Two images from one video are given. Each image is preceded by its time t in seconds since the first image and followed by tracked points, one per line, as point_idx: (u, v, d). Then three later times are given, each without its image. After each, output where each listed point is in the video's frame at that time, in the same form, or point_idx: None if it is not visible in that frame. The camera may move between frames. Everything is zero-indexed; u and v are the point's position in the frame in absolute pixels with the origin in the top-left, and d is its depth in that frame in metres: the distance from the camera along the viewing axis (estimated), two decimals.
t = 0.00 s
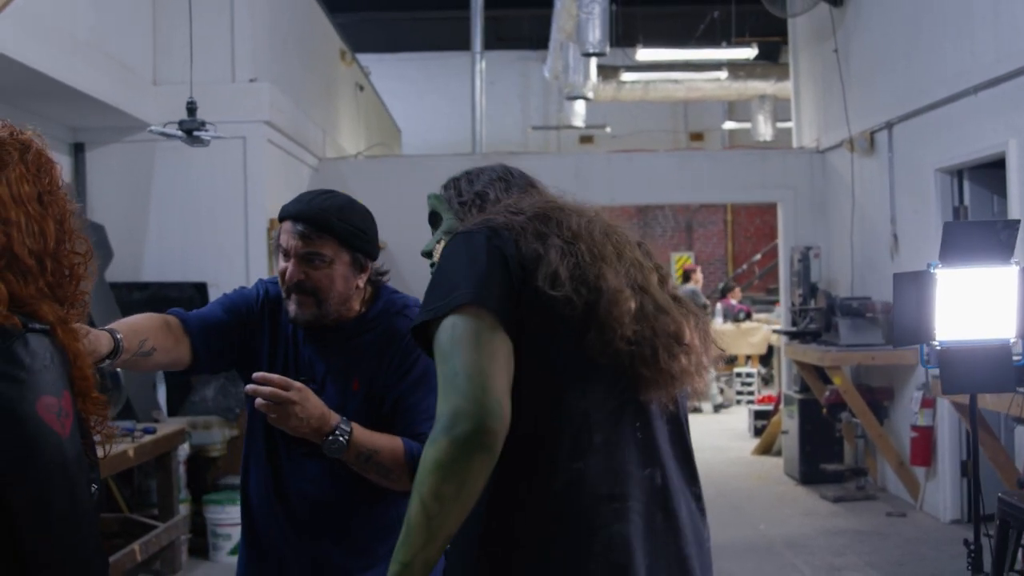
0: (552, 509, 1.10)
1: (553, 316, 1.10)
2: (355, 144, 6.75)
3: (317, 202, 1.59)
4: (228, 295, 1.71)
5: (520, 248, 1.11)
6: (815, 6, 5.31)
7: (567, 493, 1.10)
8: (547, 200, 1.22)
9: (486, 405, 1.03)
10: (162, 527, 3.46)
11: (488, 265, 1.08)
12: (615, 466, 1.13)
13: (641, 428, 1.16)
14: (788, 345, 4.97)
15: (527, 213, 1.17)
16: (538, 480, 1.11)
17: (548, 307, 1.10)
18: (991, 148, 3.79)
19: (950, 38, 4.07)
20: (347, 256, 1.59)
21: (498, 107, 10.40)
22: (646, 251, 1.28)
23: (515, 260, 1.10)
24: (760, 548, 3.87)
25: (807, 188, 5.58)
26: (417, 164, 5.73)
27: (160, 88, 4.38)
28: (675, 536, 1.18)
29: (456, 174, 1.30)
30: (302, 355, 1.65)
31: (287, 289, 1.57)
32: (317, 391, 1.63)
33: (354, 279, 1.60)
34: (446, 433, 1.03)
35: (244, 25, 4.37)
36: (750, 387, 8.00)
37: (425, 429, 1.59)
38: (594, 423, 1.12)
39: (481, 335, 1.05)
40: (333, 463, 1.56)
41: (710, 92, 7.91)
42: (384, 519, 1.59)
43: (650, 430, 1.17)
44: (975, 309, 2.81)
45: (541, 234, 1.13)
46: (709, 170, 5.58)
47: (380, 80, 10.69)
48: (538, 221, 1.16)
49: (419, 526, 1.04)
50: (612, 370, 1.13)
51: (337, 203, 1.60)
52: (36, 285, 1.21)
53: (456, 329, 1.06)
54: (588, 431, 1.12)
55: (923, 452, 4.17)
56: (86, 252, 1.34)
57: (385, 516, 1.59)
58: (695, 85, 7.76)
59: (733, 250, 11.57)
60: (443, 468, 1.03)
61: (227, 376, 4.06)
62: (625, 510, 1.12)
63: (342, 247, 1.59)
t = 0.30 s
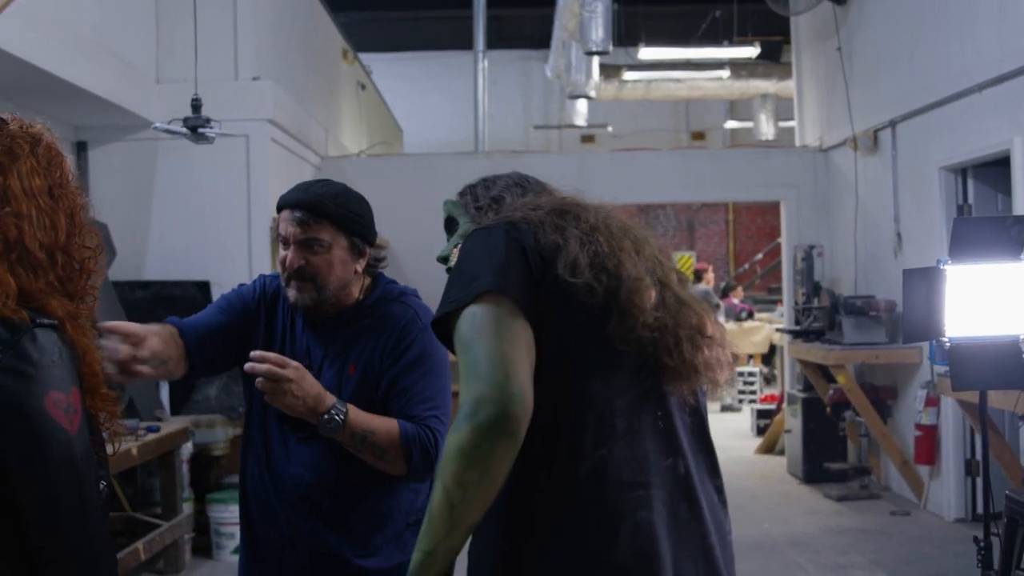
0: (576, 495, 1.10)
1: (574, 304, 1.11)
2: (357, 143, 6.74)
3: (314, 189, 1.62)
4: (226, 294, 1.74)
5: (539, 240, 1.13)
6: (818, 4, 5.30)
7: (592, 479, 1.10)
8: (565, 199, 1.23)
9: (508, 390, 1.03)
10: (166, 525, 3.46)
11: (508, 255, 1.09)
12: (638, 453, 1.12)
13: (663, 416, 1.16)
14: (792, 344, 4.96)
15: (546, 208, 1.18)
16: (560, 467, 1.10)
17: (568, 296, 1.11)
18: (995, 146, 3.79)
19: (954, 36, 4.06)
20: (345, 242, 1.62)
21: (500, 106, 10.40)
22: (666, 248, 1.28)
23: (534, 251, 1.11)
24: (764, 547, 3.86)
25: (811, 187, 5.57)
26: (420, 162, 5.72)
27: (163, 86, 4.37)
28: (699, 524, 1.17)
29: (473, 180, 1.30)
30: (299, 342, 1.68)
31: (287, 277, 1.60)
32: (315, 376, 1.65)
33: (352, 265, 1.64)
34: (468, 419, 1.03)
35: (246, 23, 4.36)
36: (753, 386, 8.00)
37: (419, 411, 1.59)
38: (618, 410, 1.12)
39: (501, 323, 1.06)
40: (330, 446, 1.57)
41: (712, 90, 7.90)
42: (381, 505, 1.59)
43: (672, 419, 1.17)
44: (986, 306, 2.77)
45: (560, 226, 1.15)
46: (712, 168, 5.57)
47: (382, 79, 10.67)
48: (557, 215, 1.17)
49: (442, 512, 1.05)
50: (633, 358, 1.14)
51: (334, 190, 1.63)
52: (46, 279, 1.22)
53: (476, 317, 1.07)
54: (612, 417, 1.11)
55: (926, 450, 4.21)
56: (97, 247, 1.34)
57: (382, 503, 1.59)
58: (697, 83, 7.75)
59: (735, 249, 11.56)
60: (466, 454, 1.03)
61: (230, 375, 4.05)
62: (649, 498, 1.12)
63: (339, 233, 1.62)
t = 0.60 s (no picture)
0: (595, 493, 1.11)
1: (599, 299, 1.10)
2: (359, 143, 6.74)
3: (295, 189, 1.75)
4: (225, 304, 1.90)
5: (566, 233, 1.11)
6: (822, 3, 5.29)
7: (612, 478, 1.11)
8: (591, 188, 1.22)
9: (531, 386, 1.03)
10: (171, 525, 3.46)
11: (533, 248, 1.09)
12: (658, 451, 1.13)
13: (684, 416, 1.17)
14: (796, 343, 4.96)
15: (572, 199, 1.17)
16: (580, 463, 1.11)
17: (593, 291, 1.10)
18: (1000, 146, 3.79)
19: (959, 34, 4.05)
20: (326, 236, 1.74)
21: (502, 106, 10.39)
22: (689, 241, 1.28)
23: (560, 244, 1.10)
24: (768, 547, 3.86)
25: (814, 187, 5.56)
26: (422, 162, 5.71)
27: (167, 85, 4.36)
28: (717, 522, 1.18)
29: (502, 160, 1.28)
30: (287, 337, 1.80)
31: (275, 274, 1.72)
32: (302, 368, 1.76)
33: (334, 257, 1.76)
34: (490, 415, 1.03)
35: (251, 22, 4.35)
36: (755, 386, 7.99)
37: (397, 399, 1.68)
38: (639, 408, 1.12)
39: (525, 316, 1.06)
40: (309, 435, 1.67)
41: (715, 90, 7.90)
42: (364, 494, 1.67)
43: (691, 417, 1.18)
44: (996, 305, 2.78)
45: (586, 220, 1.14)
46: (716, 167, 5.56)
47: (385, 78, 10.67)
48: (583, 207, 1.16)
49: (465, 507, 1.05)
50: (656, 356, 1.14)
51: (313, 189, 1.76)
52: (61, 278, 1.22)
53: (500, 311, 1.06)
54: (633, 416, 1.12)
55: (932, 450, 4.21)
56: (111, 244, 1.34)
57: (364, 492, 1.67)
58: (699, 83, 7.75)
59: (736, 249, 11.55)
60: (488, 450, 1.03)
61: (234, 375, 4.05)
62: (667, 497, 1.13)
63: (320, 227, 1.74)
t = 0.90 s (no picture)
0: (623, 505, 1.12)
1: (640, 310, 1.10)
2: (362, 142, 6.73)
3: (280, 188, 1.75)
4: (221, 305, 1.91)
5: (609, 239, 1.11)
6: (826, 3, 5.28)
7: (642, 491, 1.12)
8: (625, 180, 1.21)
9: (572, 400, 1.03)
10: (176, 525, 3.46)
11: (576, 253, 1.08)
12: (685, 467, 1.14)
13: (710, 430, 1.19)
14: (800, 343, 4.95)
15: (611, 195, 1.16)
16: (612, 472, 1.12)
17: (634, 301, 1.10)
18: (1005, 146, 3.79)
19: (965, 33, 4.05)
20: (313, 232, 1.74)
21: (504, 106, 10.39)
22: (719, 247, 1.29)
23: (603, 249, 1.10)
24: (774, 546, 3.85)
25: (818, 186, 5.55)
26: (426, 162, 5.71)
27: (171, 85, 4.36)
28: (733, 536, 1.21)
29: (532, 125, 1.27)
30: (280, 335, 1.81)
31: (266, 275, 1.73)
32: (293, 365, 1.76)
33: (323, 253, 1.76)
34: (529, 427, 1.02)
35: (255, 21, 4.37)
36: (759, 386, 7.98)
37: (386, 392, 1.67)
38: (670, 422, 1.13)
39: (566, 326, 1.05)
40: (299, 429, 1.68)
41: (717, 90, 7.89)
42: (357, 488, 1.67)
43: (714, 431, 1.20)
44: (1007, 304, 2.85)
45: (630, 226, 1.13)
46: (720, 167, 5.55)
47: (386, 78, 10.66)
48: (622, 207, 1.15)
49: (494, 517, 1.04)
50: (690, 370, 1.15)
51: (298, 188, 1.76)
52: (74, 274, 1.21)
53: (541, 317, 1.05)
54: (665, 430, 1.13)
55: (937, 450, 4.20)
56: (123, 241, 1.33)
57: (357, 485, 1.67)
58: (702, 83, 7.74)
59: (739, 249, 11.53)
60: (522, 461, 1.03)
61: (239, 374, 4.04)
62: (691, 513, 1.14)
63: (307, 223, 1.74)
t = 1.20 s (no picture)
0: (645, 519, 1.12)
1: (668, 326, 1.10)
2: (366, 142, 6.73)
3: (284, 186, 1.74)
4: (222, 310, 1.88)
5: (640, 252, 1.09)
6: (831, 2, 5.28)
7: (663, 506, 1.12)
8: (651, 177, 1.20)
9: (605, 421, 1.02)
10: (183, 524, 3.46)
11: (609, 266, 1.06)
12: (706, 483, 1.15)
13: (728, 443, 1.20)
14: (805, 342, 4.95)
15: (640, 198, 1.15)
16: (631, 487, 1.12)
17: (664, 316, 1.09)
18: (1011, 146, 3.78)
19: (971, 32, 4.04)
20: (316, 230, 1.73)
21: (507, 105, 10.38)
22: (742, 251, 1.28)
23: (635, 261, 1.08)
24: (781, 546, 3.85)
25: (823, 186, 5.55)
26: (430, 161, 5.70)
27: (177, 84, 4.36)
28: (746, 548, 1.23)
29: (555, 99, 1.26)
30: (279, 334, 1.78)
31: (266, 273, 1.71)
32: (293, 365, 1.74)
33: (325, 252, 1.75)
34: (564, 448, 1.02)
35: (261, 21, 4.37)
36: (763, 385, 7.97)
37: (390, 391, 1.66)
38: (694, 438, 1.13)
39: (601, 344, 1.04)
40: (305, 428, 1.65)
41: (721, 90, 7.88)
42: (363, 487, 1.66)
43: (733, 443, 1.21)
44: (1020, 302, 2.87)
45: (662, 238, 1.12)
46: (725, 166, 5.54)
47: (389, 78, 10.66)
48: (651, 211, 1.13)
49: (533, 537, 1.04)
50: (715, 388, 1.15)
51: (300, 185, 1.76)
52: (92, 272, 1.20)
53: (574, 334, 1.03)
54: (689, 447, 1.13)
55: (943, 449, 4.20)
56: (139, 240, 1.32)
57: (364, 485, 1.66)
58: (705, 82, 7.73)
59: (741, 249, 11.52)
60: (559, 482, 1.02)
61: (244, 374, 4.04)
62: (709, 528, 1.14)
63: (309, 222, 1.73)
